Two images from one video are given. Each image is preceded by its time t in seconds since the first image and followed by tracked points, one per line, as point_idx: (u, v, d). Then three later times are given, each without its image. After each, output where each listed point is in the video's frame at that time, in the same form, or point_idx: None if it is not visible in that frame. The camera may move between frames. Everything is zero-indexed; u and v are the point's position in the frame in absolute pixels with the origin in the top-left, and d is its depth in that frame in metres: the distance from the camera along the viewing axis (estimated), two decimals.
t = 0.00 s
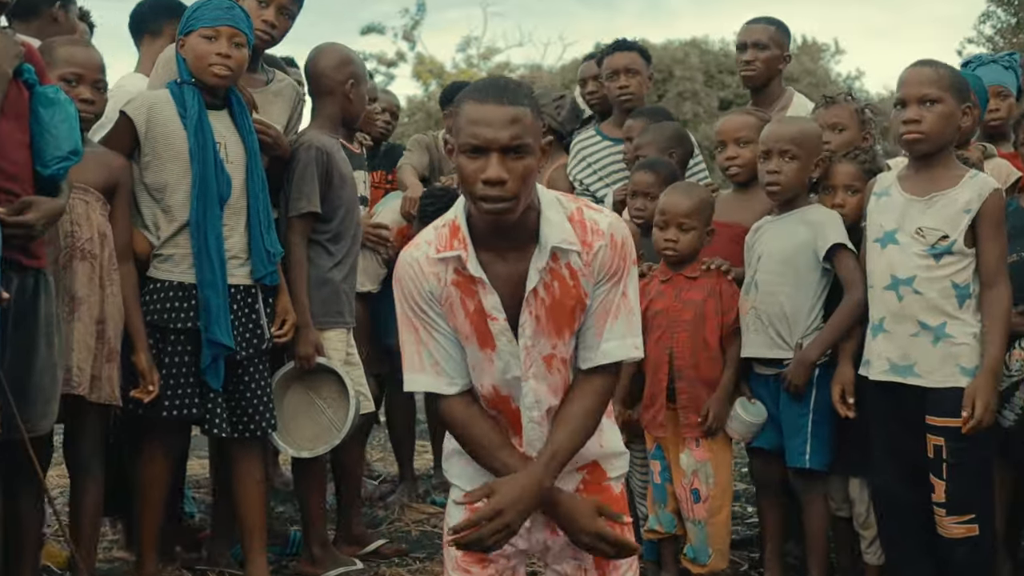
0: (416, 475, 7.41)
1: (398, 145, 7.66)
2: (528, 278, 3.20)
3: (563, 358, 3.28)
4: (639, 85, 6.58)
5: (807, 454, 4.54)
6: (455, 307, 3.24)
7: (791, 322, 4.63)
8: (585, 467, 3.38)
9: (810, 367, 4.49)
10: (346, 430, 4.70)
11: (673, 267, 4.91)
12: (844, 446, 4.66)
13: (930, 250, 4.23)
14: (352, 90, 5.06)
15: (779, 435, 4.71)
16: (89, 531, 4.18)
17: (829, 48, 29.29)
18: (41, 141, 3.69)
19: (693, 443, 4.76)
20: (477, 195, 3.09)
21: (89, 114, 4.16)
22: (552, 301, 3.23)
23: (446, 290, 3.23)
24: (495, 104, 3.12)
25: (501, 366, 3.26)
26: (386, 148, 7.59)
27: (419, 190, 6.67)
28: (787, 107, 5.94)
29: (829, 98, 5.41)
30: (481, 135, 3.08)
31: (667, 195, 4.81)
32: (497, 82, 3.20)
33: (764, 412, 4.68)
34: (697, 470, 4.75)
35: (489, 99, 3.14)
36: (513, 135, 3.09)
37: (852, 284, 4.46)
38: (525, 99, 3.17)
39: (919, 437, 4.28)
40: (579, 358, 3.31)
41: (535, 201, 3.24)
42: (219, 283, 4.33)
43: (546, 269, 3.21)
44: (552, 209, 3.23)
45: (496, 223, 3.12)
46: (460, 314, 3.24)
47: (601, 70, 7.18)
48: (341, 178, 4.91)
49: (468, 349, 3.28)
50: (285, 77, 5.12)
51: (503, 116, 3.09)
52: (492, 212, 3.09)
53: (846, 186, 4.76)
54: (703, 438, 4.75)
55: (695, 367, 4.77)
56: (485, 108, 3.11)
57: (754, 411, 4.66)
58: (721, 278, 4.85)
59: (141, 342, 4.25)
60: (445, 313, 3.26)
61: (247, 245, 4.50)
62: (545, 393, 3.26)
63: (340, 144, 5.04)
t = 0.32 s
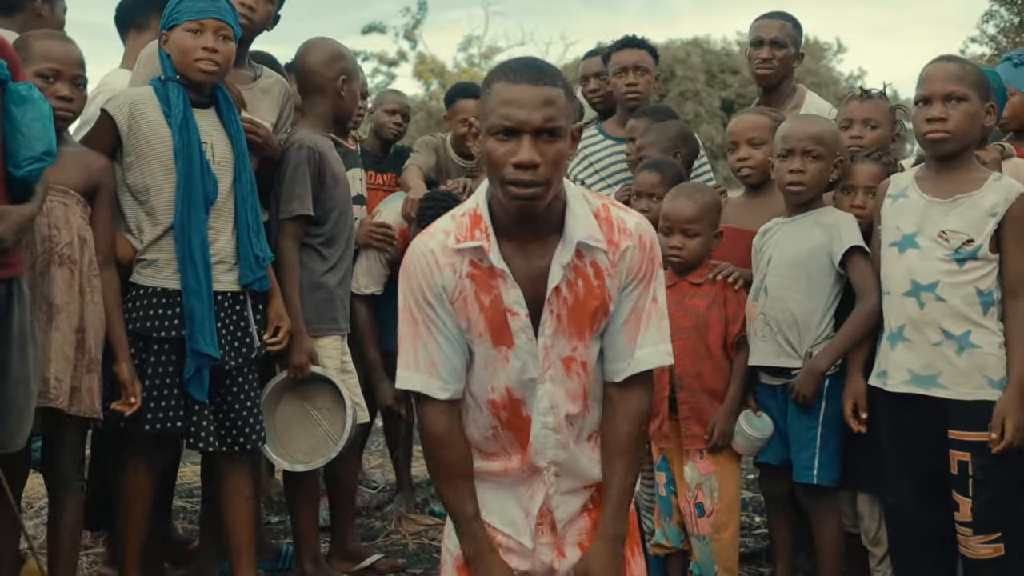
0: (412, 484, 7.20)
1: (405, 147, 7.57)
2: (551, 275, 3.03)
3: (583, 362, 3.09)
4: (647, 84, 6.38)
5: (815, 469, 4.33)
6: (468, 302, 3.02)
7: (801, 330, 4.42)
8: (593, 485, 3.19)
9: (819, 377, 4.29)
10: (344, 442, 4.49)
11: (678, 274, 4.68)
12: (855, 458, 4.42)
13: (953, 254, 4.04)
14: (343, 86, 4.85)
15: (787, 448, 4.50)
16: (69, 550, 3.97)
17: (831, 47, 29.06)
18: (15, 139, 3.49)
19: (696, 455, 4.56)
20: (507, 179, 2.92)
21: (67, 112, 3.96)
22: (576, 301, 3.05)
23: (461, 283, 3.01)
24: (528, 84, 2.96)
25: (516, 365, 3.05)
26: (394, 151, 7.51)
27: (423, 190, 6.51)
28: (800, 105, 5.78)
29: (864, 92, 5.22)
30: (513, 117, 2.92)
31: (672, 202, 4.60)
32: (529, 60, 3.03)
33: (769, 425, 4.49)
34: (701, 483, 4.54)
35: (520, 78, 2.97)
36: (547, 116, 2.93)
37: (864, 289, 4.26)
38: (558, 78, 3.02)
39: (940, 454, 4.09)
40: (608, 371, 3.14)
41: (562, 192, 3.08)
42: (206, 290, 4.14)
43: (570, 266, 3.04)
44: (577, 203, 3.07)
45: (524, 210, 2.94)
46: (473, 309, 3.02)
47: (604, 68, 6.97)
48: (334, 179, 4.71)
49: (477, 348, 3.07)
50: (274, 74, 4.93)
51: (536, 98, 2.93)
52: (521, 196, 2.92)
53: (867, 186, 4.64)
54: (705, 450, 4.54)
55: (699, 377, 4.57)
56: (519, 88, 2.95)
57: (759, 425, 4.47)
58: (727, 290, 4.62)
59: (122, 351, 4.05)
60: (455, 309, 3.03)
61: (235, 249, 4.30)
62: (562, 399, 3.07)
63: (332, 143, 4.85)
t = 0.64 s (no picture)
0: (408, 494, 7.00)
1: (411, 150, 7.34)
2: (573, 269, 2.94)
3: (597, 364, 2.95)
4: (654, 85, 6.40)
5: (821, 487, 4.16)
6: (468, 289, 2.90)
7: (808, 340, 4.22)
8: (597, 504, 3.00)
9: (823, 397, 4.11)
10: (336, 457, 4.29)
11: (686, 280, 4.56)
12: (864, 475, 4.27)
13: (967, 260, 3.85)
14: (332, 84, 4.67)
15: (793, 466, 4.31)
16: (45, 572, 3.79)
17: (831, 46, 28.92)
18: None
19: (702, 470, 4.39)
20: (531, 161, 2.89)
21: (41, 114, 3.78)
22: (598, 300, 2.95)
23: (463, 267, 2.90)
24: (555, 65, 2.94)
25: (526, 354, 2.90)
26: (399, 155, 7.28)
27: (429, 200, 6.37)
28: (807, 105, 5.58)
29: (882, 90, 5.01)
30: (539, 98, 2.90)
31: (679, 205, 4.46)
32: (559, 40, 3.02)
33: (774, 442, 4.27)
34: (708, 499, 4.37)
35: (547, 59, 2.96)
36: (573, 98, 2.92)
37: (873, 299, 4.08)
38: (585, 61, 3.01)
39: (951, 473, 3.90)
40: (659, 374, 3.13)
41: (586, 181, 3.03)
42: (189, 299, 3.96)
43: (593, 262, 2.95)
44: (602, 195, 3.04)
45: (551, 195, 2.90)
46: (477, 296, 2.90)
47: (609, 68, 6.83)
48: (324, 185, 4.52)
49: (471, 341, 2.93)
50: (262, 74, 4.74)
51: (563, 78, 2.91)
52: (547, 178, 2.88)
53: (877, 192, 4.45)
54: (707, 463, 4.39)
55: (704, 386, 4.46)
56: (546, 69, 2.94)
57: (764, 443, 4.27)
58: (733, 298, 4.50)
59: (101, 363, 3.86)
60: (453, 298, 2.92)
61: (219, 256, 4.12)
62: (571, 402, 2.93)
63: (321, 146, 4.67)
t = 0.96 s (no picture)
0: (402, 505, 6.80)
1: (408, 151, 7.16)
2: (578, 267, 2.82)
3: (599, 370, 2.81)
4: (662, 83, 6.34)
5: (837, 507, 3.96)
6: (469, 284, 2.78)
7: (822, 352, 4.04)
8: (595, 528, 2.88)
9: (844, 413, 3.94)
10: (315, 476, 4.09)
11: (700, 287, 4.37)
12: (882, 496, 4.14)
13: (986, 268, 3.66)
14: (317, 84, 4.50)
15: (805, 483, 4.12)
16: None
17: (833, 47, 28.75)
18: None
19: (712, 484, 4.21)
20: (538, 142, 2.78)
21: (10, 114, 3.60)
22: (603, 301, 2.82)
23: (465, 262, 2.79)
24: (561, 43, 2.83)
25: (525, 359, 2.78)
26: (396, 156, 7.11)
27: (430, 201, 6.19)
28: (813, 105, 5.40)
29: (902, 88, 4.83)
30: (544, 76, 2.79)
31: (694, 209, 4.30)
32: (565, 26, 2.92)
33: (785, 456, 4.10)
34: (715, 515, 4.19)
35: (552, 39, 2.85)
36: (580, 75, 2.80)
37: (893, 311, 3.92)
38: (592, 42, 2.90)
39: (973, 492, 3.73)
40: (654, 402, 2.95)
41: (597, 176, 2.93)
42: (166, 309, 3.76)
43: (599, 262, 2.84)
44: (611, 193, 2.93)
45: (559, 178, 2.77)
46: (477, 292, 2.77)
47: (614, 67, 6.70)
48: (309, 186, 4.37)
49: (464, 341, 2.81)
50: (246, 71, 4.57)
51: (569, 56, 2.80)
52: (556, 160, 2.76)
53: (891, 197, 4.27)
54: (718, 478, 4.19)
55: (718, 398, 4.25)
56: (549, 48, 2.83)
57: (774, 456, 4.09)
58: (751, 305, 4.30)
59: (72, 376, 3.67)
60: (453, 295, 2.80)
61: (199, 264, 3.93)
62: (570, 409, 2.81)
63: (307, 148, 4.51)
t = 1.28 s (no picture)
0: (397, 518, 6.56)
1: (401, 152, 6.93)
2: (576, 278, 2.60)
3: (600, 391, 2.61)
4: (674, 80, 6.14)
5: (862, 530, 3.74)
6: (464, 296, 2.57)
7: (847, 367, 3.81)
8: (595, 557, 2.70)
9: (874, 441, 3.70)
10: (303, 491, 3.84)
11: (718, 296, 4.12)
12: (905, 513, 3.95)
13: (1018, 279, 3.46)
14: (303, 84, 4.29)
15: (828, 503, 3.90)
16: None
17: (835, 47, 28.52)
18: None
19: (727, 505, 3.97)
20: (532, 137, 2.57)
21: None
22: (603, 314, 2.60)
23: (460, 273, 2.58)
24: (560, 34, 2.64)
25: (520, 384, 2.59)
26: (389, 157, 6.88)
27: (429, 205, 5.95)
28: (828, 104, 5.14)
29: (929, 87, 4.58)
30: (540, 66, 2.60)
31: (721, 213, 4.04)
32: (567, 18, 2.72)
33: (807, 477, 3.88)
34: (730, 538, 3.96)
35: (550, 30, 2.66)
36: (580, 67, 2.60)
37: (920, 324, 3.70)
38: (594, 37, 2.70)
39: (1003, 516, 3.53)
40: (655, 430, 2.69)
41: (599, 180, 2.72)
42: (140, 323, 3.52)
43: (598, 273, 2.62)
44: (611, 199, 2.72)
45: (553, 175, 2.56)
46: (471, 305, 2.57)
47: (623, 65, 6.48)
48: (292, 188, 4.16)
49: (458, 358, 2.60)
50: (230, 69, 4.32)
51: (568, 47, 2.61)
52: (552, 155, 2.55)
53: (914, 202, 4.09)
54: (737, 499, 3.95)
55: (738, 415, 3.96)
56: (547, 38, 2.64)
57: (795, 476, 3.88)
58: (772, 316, 4.03)
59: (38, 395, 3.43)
60: (448, 308, 2.58)
61: (176, 274, 3.70)
62: (569, 432, 2.61)
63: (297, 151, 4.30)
